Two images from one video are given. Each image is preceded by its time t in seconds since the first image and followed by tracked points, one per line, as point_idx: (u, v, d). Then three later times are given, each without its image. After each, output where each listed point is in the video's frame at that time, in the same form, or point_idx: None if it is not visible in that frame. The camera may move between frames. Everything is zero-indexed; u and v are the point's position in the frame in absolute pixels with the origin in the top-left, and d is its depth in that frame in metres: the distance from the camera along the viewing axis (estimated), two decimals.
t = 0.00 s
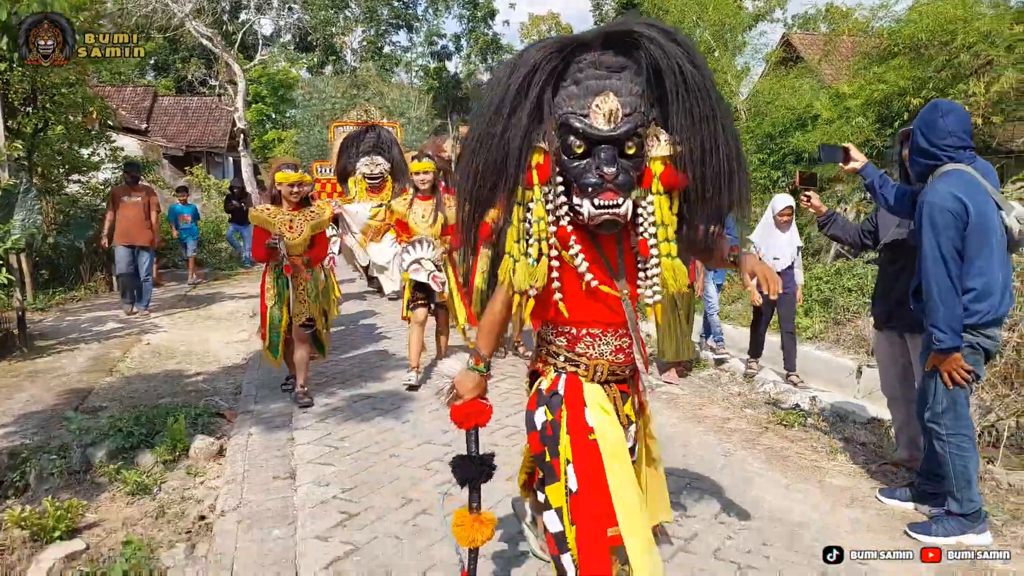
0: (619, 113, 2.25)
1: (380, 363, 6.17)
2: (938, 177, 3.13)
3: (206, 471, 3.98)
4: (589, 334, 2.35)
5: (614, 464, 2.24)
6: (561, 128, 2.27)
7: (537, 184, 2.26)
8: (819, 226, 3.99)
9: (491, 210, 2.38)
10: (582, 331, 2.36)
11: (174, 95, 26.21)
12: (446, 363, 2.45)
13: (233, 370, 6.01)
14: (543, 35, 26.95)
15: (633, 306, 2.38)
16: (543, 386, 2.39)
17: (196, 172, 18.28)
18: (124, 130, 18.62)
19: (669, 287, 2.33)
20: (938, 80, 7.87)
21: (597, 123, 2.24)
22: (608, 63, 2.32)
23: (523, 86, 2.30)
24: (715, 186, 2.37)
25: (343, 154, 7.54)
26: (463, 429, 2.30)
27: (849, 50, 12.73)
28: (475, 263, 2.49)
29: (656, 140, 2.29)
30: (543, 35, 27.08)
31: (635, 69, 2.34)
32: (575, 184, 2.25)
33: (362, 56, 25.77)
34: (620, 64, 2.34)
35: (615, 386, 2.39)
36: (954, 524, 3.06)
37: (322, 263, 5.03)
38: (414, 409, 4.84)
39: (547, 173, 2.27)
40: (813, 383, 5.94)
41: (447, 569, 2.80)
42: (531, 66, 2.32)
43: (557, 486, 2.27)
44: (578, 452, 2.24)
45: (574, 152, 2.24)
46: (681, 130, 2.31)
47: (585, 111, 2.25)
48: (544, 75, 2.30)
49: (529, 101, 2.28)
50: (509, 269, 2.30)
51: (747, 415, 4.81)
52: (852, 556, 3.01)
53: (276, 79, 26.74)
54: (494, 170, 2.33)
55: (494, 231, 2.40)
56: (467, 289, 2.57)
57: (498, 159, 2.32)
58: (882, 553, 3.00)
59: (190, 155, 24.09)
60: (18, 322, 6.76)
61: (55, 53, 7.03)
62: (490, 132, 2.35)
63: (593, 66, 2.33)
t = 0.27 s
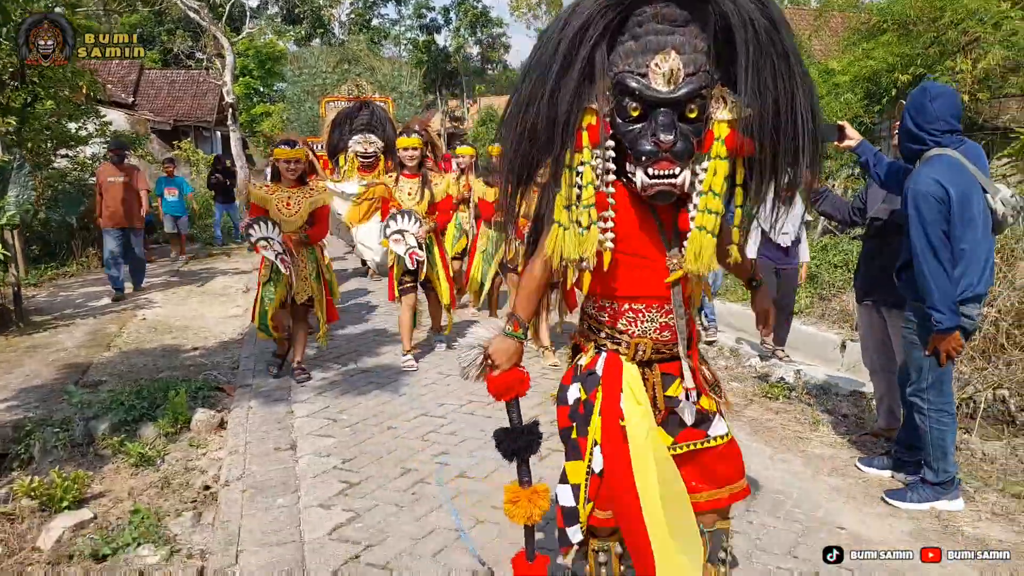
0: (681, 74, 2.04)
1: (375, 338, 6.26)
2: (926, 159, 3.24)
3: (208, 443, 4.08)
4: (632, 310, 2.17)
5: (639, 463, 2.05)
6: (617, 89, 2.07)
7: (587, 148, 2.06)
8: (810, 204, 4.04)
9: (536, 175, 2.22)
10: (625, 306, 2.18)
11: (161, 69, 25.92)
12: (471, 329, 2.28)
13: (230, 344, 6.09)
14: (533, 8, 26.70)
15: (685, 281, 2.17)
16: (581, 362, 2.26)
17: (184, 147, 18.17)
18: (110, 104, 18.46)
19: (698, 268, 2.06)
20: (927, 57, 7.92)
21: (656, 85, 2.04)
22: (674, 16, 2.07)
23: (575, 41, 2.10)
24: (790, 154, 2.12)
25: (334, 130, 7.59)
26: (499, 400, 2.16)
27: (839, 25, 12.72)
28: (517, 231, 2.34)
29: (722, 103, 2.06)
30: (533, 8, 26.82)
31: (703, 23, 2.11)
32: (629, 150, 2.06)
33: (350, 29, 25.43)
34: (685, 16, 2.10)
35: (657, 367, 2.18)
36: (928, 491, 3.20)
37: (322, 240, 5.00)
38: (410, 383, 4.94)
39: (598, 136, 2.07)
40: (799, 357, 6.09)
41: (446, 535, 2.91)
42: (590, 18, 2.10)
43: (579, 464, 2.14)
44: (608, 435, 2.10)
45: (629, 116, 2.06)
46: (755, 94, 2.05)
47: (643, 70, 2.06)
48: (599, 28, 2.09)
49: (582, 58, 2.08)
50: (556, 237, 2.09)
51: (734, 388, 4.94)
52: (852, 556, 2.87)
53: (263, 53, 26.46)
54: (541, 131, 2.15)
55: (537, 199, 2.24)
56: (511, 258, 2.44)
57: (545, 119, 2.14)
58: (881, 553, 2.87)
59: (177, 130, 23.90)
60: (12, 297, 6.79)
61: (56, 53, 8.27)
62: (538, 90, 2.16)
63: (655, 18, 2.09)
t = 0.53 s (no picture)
0: (766, 98, 1.96)
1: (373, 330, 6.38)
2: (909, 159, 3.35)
3: (210, 430, 4.19)
4: (701, 332, 2.11)
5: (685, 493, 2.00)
6: (696, 112, 2.02)
7: (659, 173, 2.03)
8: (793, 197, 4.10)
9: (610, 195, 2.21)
10: (694, 327, 2.12)
11: (157, 59, 25.87)
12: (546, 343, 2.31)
13: (230, 335, 6.20)
14: None
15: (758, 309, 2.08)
16: (647, 384, 2.20)
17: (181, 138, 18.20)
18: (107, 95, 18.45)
19: (787, 301, 1.95)
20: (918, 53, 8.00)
21: (737, 109, 1.97)
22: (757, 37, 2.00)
23: (654, 64, 2.06)
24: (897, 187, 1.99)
25: (332, 123, 7.71)
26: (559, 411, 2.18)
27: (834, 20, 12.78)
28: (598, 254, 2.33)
29: (810, 128, 1.97)
30: None
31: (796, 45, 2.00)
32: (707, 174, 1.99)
33: (347, 20, 25.34)
34: (774, 39, 2.02)
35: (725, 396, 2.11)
36: (904, 478, 3.34)
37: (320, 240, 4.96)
38: (407, 373, 5.06)
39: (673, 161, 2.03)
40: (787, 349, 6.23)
41: (442, 518, 3.03)
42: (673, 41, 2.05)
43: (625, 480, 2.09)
44: (664, 460, 2.02)
45: (708, 141, 2.00)
46: (847, 118, 1.92)
47: (725, 94, 1.98)
48: (679, 51, 2.04)
49: (659, 82, 2.05)
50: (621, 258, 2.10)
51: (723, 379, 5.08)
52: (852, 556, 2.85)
53: (260, 43, 26.41)
54: (614, 154, 2.16)
55: (610, 225, 2.23)
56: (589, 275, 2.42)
57: (619, 140, 2.15)
58: (882, 553, 2.85)
59: (174, 120, 23.89)
60: (14, 288, 6.88)
61: (55, 52, 8.55)
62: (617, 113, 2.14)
63: (740, 40, 2.02)
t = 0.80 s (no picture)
0: (836, 81, 1.82)
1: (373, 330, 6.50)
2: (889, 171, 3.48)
3: (214, 426, 4.32)
4: (763, 334, 1.96)
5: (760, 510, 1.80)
6: (761, 99, 1.85)
7: (728, 168, 1.86)
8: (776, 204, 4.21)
9: (668, 192, 2.02)
10: (754, 329, 1.97)
11: (161, 59, 26.02)
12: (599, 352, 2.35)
13: (232, 333, 6.32)
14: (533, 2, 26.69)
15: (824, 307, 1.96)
16: (699, 388, 2.07)
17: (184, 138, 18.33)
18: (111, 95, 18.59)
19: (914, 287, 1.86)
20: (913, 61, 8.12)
21: (806, 93, 1.82)
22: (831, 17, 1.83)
23: (717, 49, 1.85)
24: (965, 161, 1.92)
25: (332, 124, 7.84)
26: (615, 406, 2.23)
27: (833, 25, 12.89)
28: (648, 253, 2.17)
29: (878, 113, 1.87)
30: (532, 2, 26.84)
31: (867, 27, 1.85)
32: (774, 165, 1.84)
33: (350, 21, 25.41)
34: (845, 21, 1.85)
35: (788, 402, 1.97)
36: (883, 476, 3.47)
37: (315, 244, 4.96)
38: (406, 371, 5.19)
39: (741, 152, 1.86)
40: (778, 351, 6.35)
41: (438, 510, 3.15)
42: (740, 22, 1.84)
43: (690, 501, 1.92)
44: (722, 470, 1.86)
45: (774, 129, 1.84)
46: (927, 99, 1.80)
47: (792, 78, 1.83)
48: (744, 34, 1.84)
49: (726, 66, 1.83)
50: (696, 261, 1.93)
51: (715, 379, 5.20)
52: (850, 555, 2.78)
53: (263, 44, 26.53)
54: (674, 149, 1.95)
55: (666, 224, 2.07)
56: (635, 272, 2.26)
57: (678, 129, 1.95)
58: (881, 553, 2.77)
59: (177, 120, 24.03)
60: (21, 286, 7.00)
61: (55, 52, 8.55)
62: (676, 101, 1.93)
63: (808, 22, 1.85)
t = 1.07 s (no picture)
0: (873, 105, 1.75)
1: (375, 332, 6.59)
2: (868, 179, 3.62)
3: (218, 425, 4.40)
4: (799, 384, 1.89)
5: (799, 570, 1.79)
6: (792, 124, 1.76)
7: (757, 201, 1.76)
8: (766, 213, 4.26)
9: (687, 222, 1.90)
10: (790, 379, 1.89)
11: (164, 60, 26.12)
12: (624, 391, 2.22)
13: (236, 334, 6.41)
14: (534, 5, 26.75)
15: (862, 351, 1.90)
16: (733, 445, 2.01)
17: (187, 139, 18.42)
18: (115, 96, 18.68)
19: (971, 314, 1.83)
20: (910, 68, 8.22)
21: (841, 119, 1.74)
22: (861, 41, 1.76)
23: (749, 69, 1.75)
24: (997, 186, 1.86)
25: (334, 128, 7.94)
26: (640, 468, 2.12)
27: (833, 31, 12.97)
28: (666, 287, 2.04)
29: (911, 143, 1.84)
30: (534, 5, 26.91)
31: (899, 49, 1.80)
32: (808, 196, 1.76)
33: (352, 23, 25.45)
34: (877, 41, 1.79)
35: (830, 454, 1.91)
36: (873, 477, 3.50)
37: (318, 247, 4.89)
38: (407, 373, 5.27)
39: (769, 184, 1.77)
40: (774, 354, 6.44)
41: (438, 509, 3.23)
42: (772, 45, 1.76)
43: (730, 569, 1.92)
44: (758, 535, 1.84)
45: (806, 156, 1.76)
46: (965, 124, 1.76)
47: (826, 102, 1.75)
48: (778, 54, 1.75)
49: (758, 87, 1.73)
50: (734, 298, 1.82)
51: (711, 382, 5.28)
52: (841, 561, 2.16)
53: (266, 45, 26.62)
54: (698, 175, 1.82)
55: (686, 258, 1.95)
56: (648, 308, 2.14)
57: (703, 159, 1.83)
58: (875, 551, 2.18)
59: (180, 121, 24.13)
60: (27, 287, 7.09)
61: (55, 52, 8.59)
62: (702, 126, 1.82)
63: (841, 43, 1.78)
